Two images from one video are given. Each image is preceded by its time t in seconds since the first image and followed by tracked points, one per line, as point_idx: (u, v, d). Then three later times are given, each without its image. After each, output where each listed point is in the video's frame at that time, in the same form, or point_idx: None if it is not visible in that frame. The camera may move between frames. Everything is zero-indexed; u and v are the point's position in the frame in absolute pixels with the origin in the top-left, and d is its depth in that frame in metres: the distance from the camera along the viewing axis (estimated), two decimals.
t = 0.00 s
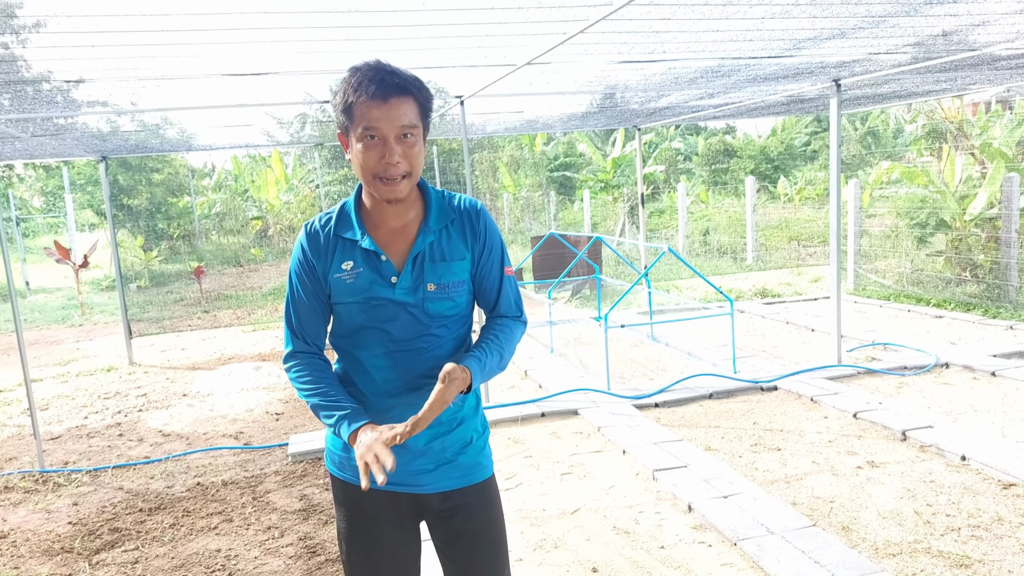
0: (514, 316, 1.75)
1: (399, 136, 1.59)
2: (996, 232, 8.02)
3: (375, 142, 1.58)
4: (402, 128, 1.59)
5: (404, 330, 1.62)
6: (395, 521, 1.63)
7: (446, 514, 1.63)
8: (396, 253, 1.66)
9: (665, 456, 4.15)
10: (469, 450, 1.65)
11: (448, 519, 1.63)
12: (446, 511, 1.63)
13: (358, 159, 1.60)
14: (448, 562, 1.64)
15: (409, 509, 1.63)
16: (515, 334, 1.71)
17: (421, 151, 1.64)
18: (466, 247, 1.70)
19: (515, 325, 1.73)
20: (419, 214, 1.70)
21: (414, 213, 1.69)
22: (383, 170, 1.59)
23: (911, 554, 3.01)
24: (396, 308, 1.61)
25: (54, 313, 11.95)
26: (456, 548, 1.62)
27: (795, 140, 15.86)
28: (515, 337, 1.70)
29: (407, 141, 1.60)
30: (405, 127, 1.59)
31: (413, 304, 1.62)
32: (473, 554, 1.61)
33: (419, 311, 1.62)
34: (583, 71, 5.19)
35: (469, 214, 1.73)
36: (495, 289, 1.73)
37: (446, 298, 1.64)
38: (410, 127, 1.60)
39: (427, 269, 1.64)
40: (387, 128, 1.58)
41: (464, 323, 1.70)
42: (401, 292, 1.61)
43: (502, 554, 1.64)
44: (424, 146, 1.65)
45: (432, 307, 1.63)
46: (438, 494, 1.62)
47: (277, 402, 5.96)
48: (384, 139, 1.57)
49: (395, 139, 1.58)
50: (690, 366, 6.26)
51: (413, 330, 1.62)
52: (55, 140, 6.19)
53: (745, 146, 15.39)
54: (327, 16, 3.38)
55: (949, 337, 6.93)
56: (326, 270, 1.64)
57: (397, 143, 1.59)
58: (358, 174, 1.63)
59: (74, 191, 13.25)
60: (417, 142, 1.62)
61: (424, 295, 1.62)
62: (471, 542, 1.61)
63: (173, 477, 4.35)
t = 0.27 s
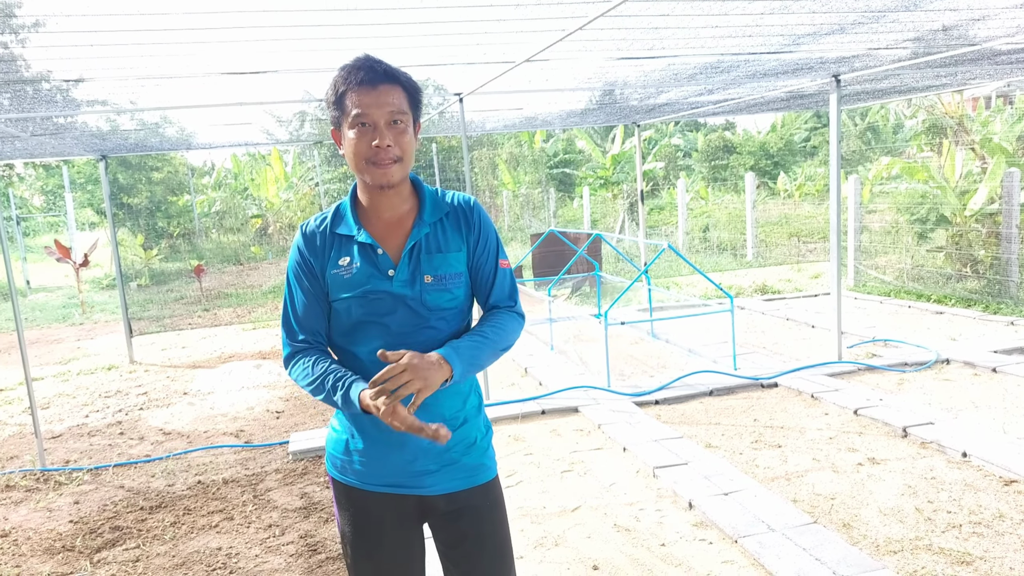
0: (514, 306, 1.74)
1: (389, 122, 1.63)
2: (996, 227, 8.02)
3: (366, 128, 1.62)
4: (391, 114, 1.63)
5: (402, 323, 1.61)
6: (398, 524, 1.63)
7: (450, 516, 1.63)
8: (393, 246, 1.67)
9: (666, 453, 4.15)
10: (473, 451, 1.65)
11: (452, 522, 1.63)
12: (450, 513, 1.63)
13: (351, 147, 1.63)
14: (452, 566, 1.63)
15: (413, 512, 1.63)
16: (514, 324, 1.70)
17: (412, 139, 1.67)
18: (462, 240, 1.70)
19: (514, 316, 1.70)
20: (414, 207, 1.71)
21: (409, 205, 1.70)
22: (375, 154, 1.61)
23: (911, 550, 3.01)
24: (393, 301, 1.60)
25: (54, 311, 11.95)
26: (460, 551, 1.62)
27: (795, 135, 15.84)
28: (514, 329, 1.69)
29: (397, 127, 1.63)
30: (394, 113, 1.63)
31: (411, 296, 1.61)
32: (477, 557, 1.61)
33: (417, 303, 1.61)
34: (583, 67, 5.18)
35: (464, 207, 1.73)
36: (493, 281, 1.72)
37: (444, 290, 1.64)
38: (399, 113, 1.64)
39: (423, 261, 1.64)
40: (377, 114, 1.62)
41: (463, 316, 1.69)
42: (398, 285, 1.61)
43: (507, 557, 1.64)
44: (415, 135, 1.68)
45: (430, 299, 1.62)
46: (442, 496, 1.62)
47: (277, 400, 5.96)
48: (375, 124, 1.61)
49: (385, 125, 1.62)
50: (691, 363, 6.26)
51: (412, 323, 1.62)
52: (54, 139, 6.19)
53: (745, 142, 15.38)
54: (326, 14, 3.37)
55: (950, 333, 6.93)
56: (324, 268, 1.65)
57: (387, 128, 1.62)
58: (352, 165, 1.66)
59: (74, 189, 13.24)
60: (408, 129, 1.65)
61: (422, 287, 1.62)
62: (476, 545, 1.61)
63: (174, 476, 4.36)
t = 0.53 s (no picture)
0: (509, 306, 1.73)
1: (387, 120, 1.62)
2: (993, 235, 8.04)
3: (364, 126, 1.61)
4: (390, 112, 1.62)
5: (397, 321, 1.61)
6: (394, 524, 1.61)
7: (447, 517, 1.62)
8: (389, 243, 1.66)
9: (663, 456, 4.14)
10: (470, 452, 1.65)
11: (449, 522, 1.62)
12: (448, 514, 1.62)
13: (349, 144, 1.63)
14: (448, 567, 1.62)
15: (409, 512, 1.62)
16: (507, 327, 1.69)
17: (410, 138, 1.67)
18: (458, 238, 1.69)
19: (503, 320, 1.70)
20: (411, 205, 1.71)
21: (405, 203, 1.69)
22: (372, 151, 1.61)
23: (908, 557, 3.00)
24: (389, 298, 1.60)
25: (51, 307, 11.91)
26: (456, 554, 1.61)
27: (794, 141, 15.87)
28: (504, 333, 1.69)
29: (395, 125, 1.62)
30: (393, 112, 1.63)
31: (407, 294, 1.60)
32: (473, 559, 1.60)
33: (412, 301, 1.60)
34: (584, 70, 5.18)
35: (460, 206, 1.73)
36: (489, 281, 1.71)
37: (440, 288, 1.63)
38: (398, 112, 1.64)
39: (420, 259, 1.63)
40: (376, 112, 1.61)
41: (459, 316, 1.68)
42: (394, 282, 1.60)
43: (503, 559, 1.63)
44: (413, 134, 1.68)
45: (425, 297, 1.61)
46: (439, 496, 1.61)
47: (274, 399, 5.94)
48: (373, 122, 1.61)
49: (383, 123, 1.62)
50: (688, 366, 6.26)
51: (407, 321, 1.61)
52: (54, 134, 6.17)
53: (744, 146, 15.39)
54: (328, 14, 3.37)
55: (946, 340, 6.93)
56: (319, 265, 1.65)
57: (385, 126, 1.62)
58: (349, 161, 1.65)
59: (72, 185, 13.21)
60: (406, 128, 1.65)
61: (418, 285, 1.61)
62: (472, 546, 1.60)
63: (169, 473, 4.34)
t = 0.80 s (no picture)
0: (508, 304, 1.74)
1: (384, 120, 1.63)
2: (995, 235, 8.04)
3: (361, 127, 1.62)
4: (387, 113, 1.63)
5: (395, 319, 1.62)
6: (394, 522, 1.63)
7: (446, 515, 1.63)
8: (386, 242, 1.67)
9: (664, 456, 4.15)
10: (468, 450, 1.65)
11: (448, 520, 1.63)
12: (447, 512, 1.63)
13: (345, 144, 1.64)
14: (447, 566, 1.63)
15: (408, 511, 1.63)
16: (513, 322, 1.70)
17: (406, 138, 1.68)
18: (456, 236, 1.70)
19: (510, 314, 1.70)
20: (407, 204, 1.72)
21: (402, 202, 1.71)
22: (369, 152, 1.62)
23: (909, 557, 3.01)
24: (387, 297, 1.61)
25: (52, 307, 11.93)
26: (454, 551, 1.62)
27: (795, 141, 15.86)
28: (512, 327, 1.68)
29: (392, 126, 1.63)
30: (389, 112, 1.63)
31: (405, 292, 1.61)
32: (472, 557, 1.61)
33: (410, 299, 1.61)
34: (584, 70, 5.19)
35: (457, 205, 1.74)
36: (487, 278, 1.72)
37: (439, 287, 1.63)
38: (395, 112, 1.64)
39: (417, 257, 1.63)
40: (372, 113, 1.62)
41: (459, 314, 1.69)
42: (392, 280, 1.61)
43: (501, 558, 1.63)
44: (409, 134, 1.69)
45: (423, 295, 1.62)
46: (438, 494, 1.62)
47: (275, 399, 5.96)
48: (370, 123, 1.62)
49: (380, 123, 1.63)
50: (689, 366, 6.26)
51: (405, 319, 1.62)
52: (55, 135, 6.18)
53: (745, 146, 15.39)
54: (330, 15, 3.38)
55: (947, 340, 6.94)
56: (316, 264, 1.66)
57: (381, 126, 1.63)
58: (345, 162, 1.66)
59: (73, 185, 13.23)
60: (402, 129, 1.66)
61: (416, 282, 1.62)
62: (470, 544, 1.61)
63: (171, 473, 4.35)
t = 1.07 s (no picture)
0: (508, 306, 1.75)
1: (385, 120, 1.63)
2: (996, 235, 8.04)
3: (362, 127, 1.63)
4: (387, 113, 1.64)
5: (396, 318, 1.62)
6: (395, 521, 1.63)
7: (447, 515, 1.63)
8: (387, 242, 1.68)
9: (665, 457, 4.16)
10: (469, 450, 1.66)
11: (449, 520, 1.63)
12: (448, 512, 1.63)
13: (346, 144, 1.64)
14: (448, 565, 1.63)
15: (409, 510, 1.63)
16: (510, 325, 1.72)
17: (407, 138, 1.68)
18: (457, 236, 1.70)
19: (508, 317, 1.73)
20: (408, 204, 1.72)
21: (403, 202, 1.71)
22: (370, 151, 1.62)
23: (911, 557, 3.01)
24: (389, 296, 1.61)
25: (53, 308, 11.95)
26: (455, 551, 1.62)
27: (795, 141, 15.86)
28: (507, 330, 1.70)
29: (392, 126, 1.64)
30: (390, 112, 1.64)
31: (406, 291, 1.61)
32: (473, 556, 1.61)
33: (411, 298, 1.62)
34: (585, 71, 5.20)
35: (458, 206, 1.74)
36: (488, 279, 1.73)
37: (440, 286, 1.64)
38: (395, 112, 1.65)
39: (419, 256, 1.64)
40: (373, 113, 1.63)
41: (460, 313, 1.69)
42: (393, 279, 1.61)
43: (501, 557, 1.64)
44: (410, 135, 1.69)
45: (424, 293, 1.63)
46: (439, 494, 1.62)
47: (276, 400, 5.96)
48: (370, 123, 1.63)
49: (380, 123, 1.63)
50: (690, 367, 6.27)
51: (407, 318, 1.62)
52: (57, 136, 6.20)
53: (745, 147, 15.40)
54: (332, 16, 3.39)
55: (949, 341, 6.93)
56: (317, 263, 1.66)
57: (382, 126, 1.63)
58: (346, 162, 1.67)
59: (75, 186, 13.25)
60: (403, 129, 1.66)
61: (417, 281, 1.62)
62: (471, 543, 1.61)
63: (172, 474, 4.36)
